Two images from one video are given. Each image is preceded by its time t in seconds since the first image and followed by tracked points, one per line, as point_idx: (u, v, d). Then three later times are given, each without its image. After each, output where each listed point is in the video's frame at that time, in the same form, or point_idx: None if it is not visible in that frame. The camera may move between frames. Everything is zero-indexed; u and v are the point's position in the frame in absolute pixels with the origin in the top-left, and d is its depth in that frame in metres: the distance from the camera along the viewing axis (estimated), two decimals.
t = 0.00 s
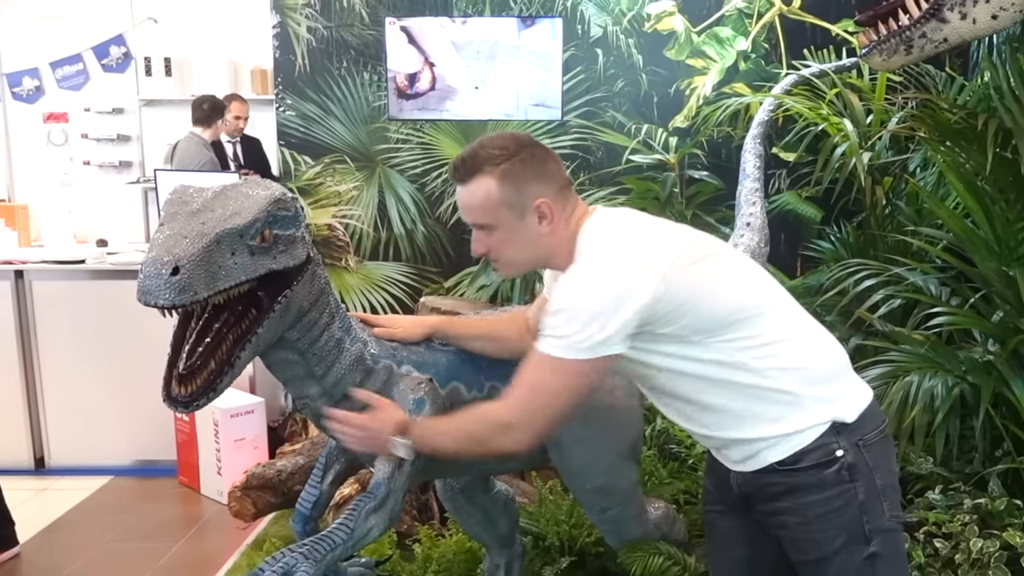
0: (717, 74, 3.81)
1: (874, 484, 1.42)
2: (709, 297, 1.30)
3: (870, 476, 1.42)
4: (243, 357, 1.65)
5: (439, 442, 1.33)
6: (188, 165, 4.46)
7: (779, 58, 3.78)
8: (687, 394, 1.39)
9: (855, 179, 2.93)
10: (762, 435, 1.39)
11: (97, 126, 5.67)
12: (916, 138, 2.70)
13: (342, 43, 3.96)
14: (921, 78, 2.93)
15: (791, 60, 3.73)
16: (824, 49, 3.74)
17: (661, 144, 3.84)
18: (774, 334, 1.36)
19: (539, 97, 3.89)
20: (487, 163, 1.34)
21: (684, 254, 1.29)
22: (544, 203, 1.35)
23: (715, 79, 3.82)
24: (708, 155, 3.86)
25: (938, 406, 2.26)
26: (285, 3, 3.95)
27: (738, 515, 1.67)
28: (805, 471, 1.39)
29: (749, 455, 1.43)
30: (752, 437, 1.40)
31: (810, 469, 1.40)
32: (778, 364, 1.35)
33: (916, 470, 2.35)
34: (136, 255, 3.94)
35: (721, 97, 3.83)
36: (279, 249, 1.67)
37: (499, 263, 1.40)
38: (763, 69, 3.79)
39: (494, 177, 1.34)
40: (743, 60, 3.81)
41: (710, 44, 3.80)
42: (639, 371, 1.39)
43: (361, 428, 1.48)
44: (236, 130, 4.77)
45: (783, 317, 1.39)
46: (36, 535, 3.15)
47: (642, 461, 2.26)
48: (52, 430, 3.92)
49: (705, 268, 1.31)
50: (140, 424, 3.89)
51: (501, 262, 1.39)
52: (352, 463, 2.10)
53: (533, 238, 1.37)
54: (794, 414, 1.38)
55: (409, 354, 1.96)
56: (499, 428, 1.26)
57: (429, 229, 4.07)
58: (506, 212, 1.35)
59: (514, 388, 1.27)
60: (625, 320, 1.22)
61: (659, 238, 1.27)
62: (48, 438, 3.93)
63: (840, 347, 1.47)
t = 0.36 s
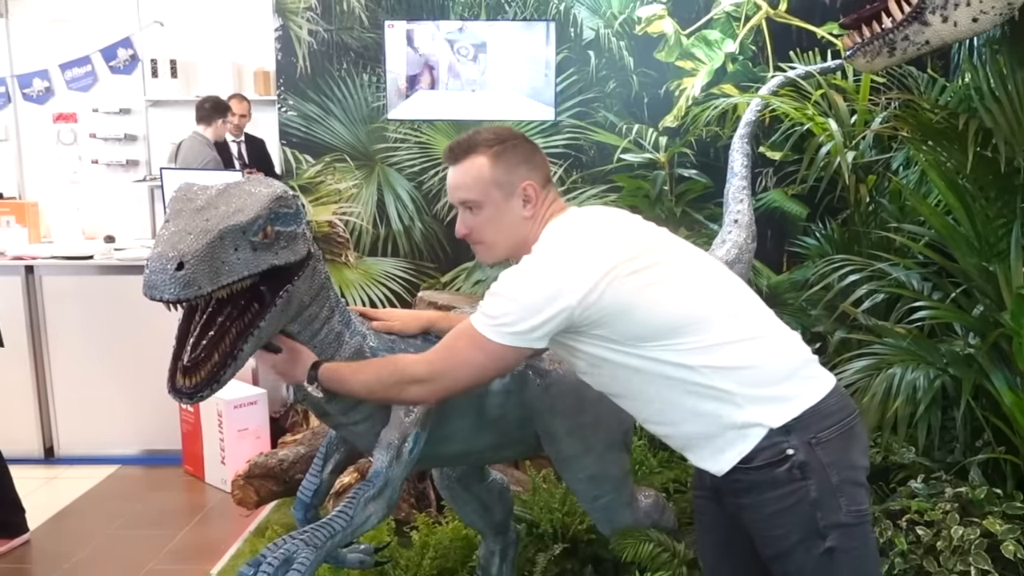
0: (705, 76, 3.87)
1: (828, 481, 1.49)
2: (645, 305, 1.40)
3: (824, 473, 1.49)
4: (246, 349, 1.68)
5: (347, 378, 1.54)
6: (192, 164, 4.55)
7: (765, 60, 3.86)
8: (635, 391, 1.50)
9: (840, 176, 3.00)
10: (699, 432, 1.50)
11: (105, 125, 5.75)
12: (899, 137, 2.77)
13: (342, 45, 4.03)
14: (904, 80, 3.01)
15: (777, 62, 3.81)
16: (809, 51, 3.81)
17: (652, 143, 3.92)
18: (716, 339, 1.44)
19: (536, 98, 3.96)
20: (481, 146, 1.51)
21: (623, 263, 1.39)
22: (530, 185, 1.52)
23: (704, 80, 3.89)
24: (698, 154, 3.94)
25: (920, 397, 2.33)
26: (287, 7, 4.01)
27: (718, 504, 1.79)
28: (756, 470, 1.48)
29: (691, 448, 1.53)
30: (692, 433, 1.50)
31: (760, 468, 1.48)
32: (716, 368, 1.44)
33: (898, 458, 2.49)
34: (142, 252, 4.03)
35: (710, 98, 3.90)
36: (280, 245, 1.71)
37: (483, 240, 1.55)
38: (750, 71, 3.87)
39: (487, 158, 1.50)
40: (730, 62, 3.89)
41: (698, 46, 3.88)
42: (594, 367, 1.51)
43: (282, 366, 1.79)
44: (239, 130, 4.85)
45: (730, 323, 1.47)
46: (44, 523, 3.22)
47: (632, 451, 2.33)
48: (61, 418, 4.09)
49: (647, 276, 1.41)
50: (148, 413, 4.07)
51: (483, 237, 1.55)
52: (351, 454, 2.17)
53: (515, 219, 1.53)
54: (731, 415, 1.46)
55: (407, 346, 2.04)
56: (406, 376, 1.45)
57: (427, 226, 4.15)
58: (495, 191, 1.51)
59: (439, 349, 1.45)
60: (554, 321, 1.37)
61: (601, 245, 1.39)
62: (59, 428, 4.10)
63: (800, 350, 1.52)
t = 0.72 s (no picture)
0: (694, 77, 3.94)
1: (802, 473, 1.56)
2: (633, 295, 1.47)
3: (797, 465, 1.55)
4: (248, 342, 1.75)
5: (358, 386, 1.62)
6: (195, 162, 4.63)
7: (753, 62, 3.93)
8: (624, 378, 1.57)
9: (824, 173, 3.07)
10: (685, 417, 1.56)
11: (111, 125, 5.83)
12: (882, 136, 2.85)
13: (341, 47, 4.10)
14: (887, 81, 3.08)
15: (764, 63, 3.87)
16: (796, 52, 3.88)
17: (642, 142, 3.98)
18: (700, 330, 1.51)
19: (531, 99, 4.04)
20: (477, 139, 1.59)
21: (612, 255, 1.46)
22: (525, 176, 1.59)
23: (693, 81, 3.96)
24: (687, 154, 4.02)
25: (903, 388, 2.41)
26: (288, 10, 4.08)
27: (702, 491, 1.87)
28: (733, 458, 1.55)
29: (677, 434, 1.60)
30: (678, 419, 1.57)
31: (737, 456, 1.55)
32: (700, 357, 1.50)
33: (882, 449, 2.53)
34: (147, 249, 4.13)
35: (699, 98, 3.97)
36: (282, 241, 1.77)
37: (480, 230, 1.62)
38: (738, 72, 3.94)
39: (483, 150, 1.58)
40: (719, 63, 3.95)
41: (687, 48, 3.94)
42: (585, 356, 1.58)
43: (298, 378, 1.84)
44: (242, 129, 4.93)
45: (713, 314, 1.53)
46: (52, 511, 3.30)
47: (622, 441, 2.39)
48: (70, 408, 4.22)
49: (635, 269, 1.48)
50: (153, 403, 4.21)
51: (481, 227, 1.62)
52: (350, 443, 2.22)
53: (511, 209, 1.60)
54: (714, 404, 1.53)
55: (403, 340, 2.10)
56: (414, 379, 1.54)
57: (424, 223, 4.22)
58: (491, 182, 1.58)
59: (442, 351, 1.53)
60: (546, 311, 1.43)
61: (590, 238, 1.46)
62: (66, 416, 4.24)
63: (780, 343, 1.58)
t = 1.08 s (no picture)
0: (684, 78, 4.02)
1: (795, 463, 1.62)
2: (631, 285, 1.53)
3: (790, 456, 1.61)
4: (251, 335, 1.83)
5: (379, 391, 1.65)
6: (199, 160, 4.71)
7: (741, 63, 4.00)
8: (623, 370, 1.63)
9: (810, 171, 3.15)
10: (683, 408, 1.62)
11: (118, 124, 5.91)
12: (865, 135, 2.92)
13: (341, 49, 4.17)
14: (871, 82, 3.15)
15: (751, 65, 3.95)
16: (782, 54, 3.95)
17: (633, 141, 4.04)
18: (696, 320, 1.57)
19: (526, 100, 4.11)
20: (480, 134, 1.66)
21: (610, 248, 1.53)
22: (526, 170, 1.66)
23: (683, 82, 4.03)
24: (677, 153, 4.09)
25: (886, 381, 2.48)
26: (289, 12, 4.16)
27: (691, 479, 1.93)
28: (728, 447, 1.61)
29: (675, 425, 1.65)
30: (676, 409, 1.62)
31: (732, 446, 1.61)
32: (696, 347, 1.57)
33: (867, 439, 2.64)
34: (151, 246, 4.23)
35: (689, 98, 4.04)
36: (284, 238, 1.84)
37: (481, 220, 1.70)
38: (727, 73, 4.02)
39: (485, 144, 1.64)
40: (708, 65, 4.03)
41: (677, 49, 4.01)
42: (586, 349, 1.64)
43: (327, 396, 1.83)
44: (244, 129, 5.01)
45: (708, 307, 1.60)
46: (59, 500, 3.42)
47: (613, 431, 2.46)
48: (78, 399, 4.38)
49: (632, 261, 1.55)
50: (157, 394, 4.34)
51: (482, 218, 1.69)
52: (350, 433, 2.28)
53: (511, 200, 1.68)
54: (709, 394, 1.59)
55: (402, 336, 2.17)
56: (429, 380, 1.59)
57: (421, 220, 4.30)
58: (493, 175, 1.64)
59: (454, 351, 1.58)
60: (549, 301, 1.49)
61: (588, 231, 1.53)
62: (74, 405, 4.38)
63: (773, 337, 1.65)
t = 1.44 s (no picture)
0: (674, 78, 4.08)
1: (788, 453, 1.68)
2: (628, 278, 1.59)
3: (784, 446, 1.67)
4: (252, 324, 1.90)
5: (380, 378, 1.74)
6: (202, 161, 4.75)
7: (728, 64, 4.08)
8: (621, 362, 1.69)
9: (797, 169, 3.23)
10: (679, 399, 1.67)
11: (124, 124, 5.98)
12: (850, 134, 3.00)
13: (340, 50, 4.25)
14: (856, 82, 3.24)
15: (739, 67, 4.03)
16: (770, 56, 4.02)
17: (624, 140, 4.10)
18: (690, 314, 1.64)
19: (519, 101, 4.18)
20: (481, 132, 1.72)
21: (608, 242, 1.59)
22: (525, 167, 1.73)
23: (673, 83, 4.09)
24: (667, 152, 4.16)
25: (870, 373, 2.57)
26: (290, 14, 4.23)
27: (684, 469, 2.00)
28: (723, 437, 1.67)
29: (670, 416, 1.71)
30: (672, 400, 1.68)
31: (727, 436, 1.67)
32: (691, 339, 1.63)
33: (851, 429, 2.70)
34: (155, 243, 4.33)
35: (679, 98, 4.11)
36: (284, 233, 1.91)
37: (482, 216, 1.76)
38: (716, 74, 4.09)
39: (487, 141, 1.71)
40: (697, 66, 4.10)
41: (667, 51, 4.07)
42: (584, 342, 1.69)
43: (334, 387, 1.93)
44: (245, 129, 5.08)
45: (703, 301, 1.66)
46: (67, 488, 3.60)
47: (604, 422, 2.51)
48: (85, 390, 4.49)
49: (630, 255, 1.61)
50: (161, 388, 4.46)
51: (482, 213, 1.76)
52: (349, 423, 2.32)
53: (511, 196, 1.74)
54: (703, 386, 1.65)
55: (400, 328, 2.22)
56: (429, 366, 1.66)
57: (419, 217, 4.37)
58: (494, 171, 1.71)
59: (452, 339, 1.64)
60: (548, 290, 1.55)
61: (588, 225, 1.59)
62: (81, 401, 4.51)
63: (766, 332, 1.71)
